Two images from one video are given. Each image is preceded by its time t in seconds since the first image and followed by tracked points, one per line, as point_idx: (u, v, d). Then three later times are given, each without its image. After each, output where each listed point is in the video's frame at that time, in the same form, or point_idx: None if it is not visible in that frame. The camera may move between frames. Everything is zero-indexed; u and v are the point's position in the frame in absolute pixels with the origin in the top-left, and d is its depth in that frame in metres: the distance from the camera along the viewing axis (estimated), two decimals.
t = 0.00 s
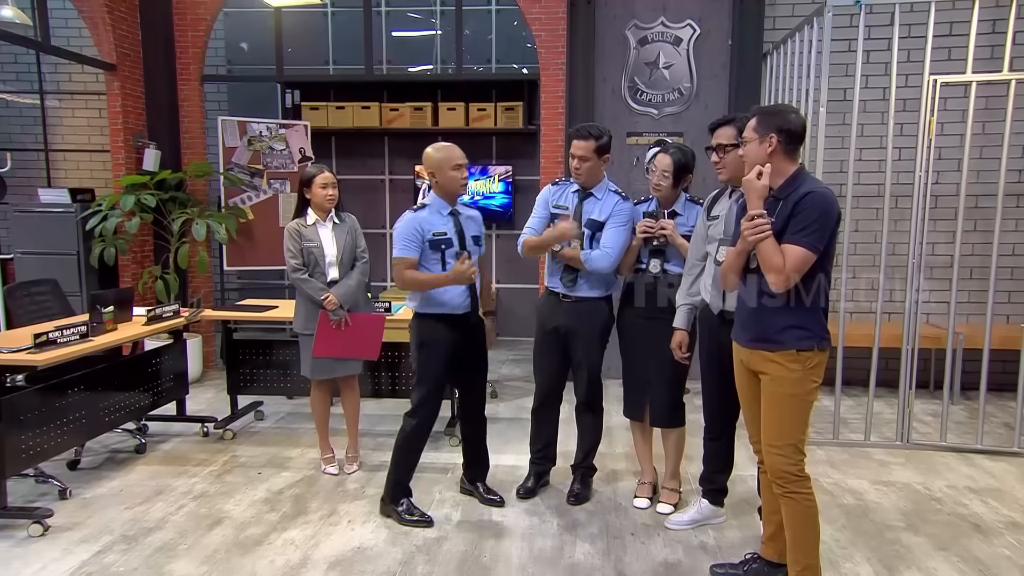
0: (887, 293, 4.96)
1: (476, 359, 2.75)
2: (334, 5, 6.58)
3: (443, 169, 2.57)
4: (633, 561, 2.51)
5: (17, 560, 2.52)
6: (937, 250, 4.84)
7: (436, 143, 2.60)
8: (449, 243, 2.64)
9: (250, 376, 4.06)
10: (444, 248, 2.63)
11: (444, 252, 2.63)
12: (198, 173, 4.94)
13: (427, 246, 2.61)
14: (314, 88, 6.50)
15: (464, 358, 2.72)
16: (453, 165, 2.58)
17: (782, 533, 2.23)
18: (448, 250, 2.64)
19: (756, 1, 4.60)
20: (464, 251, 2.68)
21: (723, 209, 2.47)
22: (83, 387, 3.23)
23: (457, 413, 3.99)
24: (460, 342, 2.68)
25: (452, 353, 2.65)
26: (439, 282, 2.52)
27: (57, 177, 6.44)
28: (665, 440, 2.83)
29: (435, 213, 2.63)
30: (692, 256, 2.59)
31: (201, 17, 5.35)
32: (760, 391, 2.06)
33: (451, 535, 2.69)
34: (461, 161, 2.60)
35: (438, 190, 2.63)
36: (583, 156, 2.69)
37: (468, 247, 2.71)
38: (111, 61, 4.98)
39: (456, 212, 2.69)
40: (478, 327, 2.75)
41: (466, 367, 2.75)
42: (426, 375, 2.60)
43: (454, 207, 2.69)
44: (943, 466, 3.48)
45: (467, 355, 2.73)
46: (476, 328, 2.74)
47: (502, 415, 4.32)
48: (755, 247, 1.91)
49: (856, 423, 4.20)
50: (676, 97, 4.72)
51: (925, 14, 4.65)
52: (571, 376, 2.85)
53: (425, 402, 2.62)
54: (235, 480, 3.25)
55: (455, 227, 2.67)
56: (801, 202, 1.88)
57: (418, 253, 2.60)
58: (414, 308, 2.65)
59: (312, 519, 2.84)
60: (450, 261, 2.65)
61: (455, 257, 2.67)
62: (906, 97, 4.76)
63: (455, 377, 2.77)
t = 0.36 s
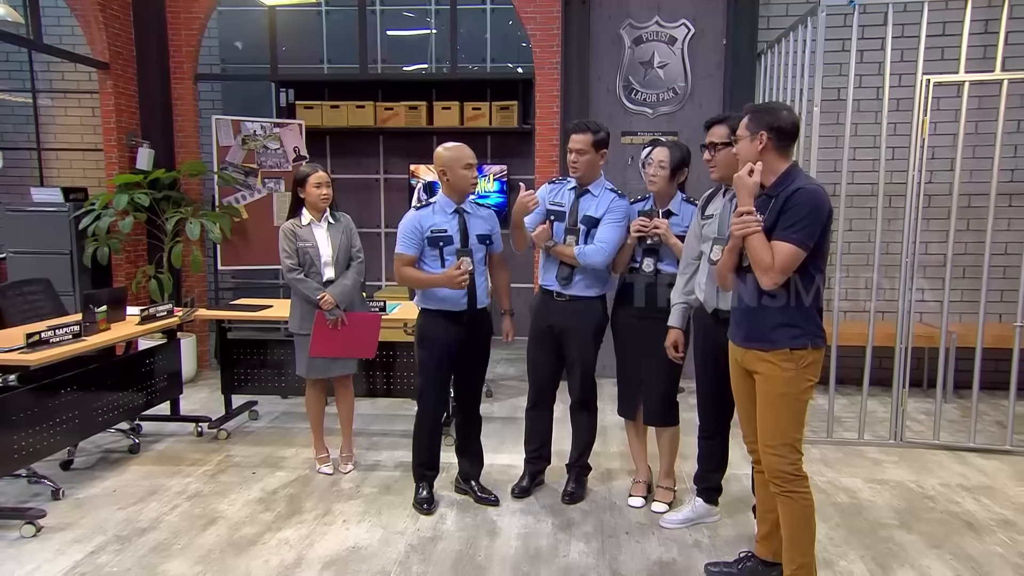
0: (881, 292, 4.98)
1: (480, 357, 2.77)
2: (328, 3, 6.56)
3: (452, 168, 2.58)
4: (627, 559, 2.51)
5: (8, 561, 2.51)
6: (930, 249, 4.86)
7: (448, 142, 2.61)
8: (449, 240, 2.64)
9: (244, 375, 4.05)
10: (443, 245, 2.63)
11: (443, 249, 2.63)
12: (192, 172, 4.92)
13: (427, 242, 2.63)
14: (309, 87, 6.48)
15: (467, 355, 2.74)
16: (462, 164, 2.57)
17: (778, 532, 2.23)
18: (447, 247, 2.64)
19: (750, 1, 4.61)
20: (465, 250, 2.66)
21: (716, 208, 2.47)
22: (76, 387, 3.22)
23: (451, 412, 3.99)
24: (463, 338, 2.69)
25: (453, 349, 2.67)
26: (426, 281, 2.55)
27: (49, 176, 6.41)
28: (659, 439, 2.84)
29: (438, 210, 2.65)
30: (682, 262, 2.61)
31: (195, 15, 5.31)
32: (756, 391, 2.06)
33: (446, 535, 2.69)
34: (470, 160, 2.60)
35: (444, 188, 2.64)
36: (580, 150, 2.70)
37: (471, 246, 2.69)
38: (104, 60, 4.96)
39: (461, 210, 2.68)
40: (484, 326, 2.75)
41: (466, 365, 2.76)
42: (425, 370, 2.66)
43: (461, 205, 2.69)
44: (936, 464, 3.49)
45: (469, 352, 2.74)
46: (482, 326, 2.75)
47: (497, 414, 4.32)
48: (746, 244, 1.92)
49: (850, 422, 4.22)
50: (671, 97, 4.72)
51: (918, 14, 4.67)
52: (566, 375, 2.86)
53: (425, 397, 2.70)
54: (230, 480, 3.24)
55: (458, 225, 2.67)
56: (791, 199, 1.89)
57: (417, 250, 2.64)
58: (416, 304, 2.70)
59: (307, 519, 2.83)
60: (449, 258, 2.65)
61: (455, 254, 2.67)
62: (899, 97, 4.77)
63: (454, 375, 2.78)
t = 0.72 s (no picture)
0: (875, 291, 4.99)
1: (470, 358, 2.77)
2: (323, 3, 6.55)
3: (443, 167, 2.58)
4: (622, 559, 2.51)
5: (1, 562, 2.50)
6: (923, 249, 4.88)
7: (438, 141, 2.61)
8: (438, 238, 2.64)
9: (239, 376, 4.04)
10: (433, 243, 2.63)
11: (433, 247, 2.64)
12: (186, 172, 4.91)
13: (417, 240, 2.63)
14: (304, 87, 6.48)
15: (458, 355, 2.74)
16: (451, 164, 2.58)
17: (771, 532, 2.24)
18: (436, 246, 2.64)
19: (744, 1, 4.61)
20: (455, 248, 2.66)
21: (710, 207, 2.48)
22: (69, 387, 3.20)
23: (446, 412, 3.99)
24: (455, 338, 2.69)
25: (443, 348, 2.67)
26: (416, 280, 2.57)
27: (42, 176, 6.37)
28: (654, 438, 2.84)
29: (427, 209, 2.65)
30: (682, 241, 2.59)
31: (189, 14, 5.30)
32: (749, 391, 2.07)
33: (440, 535, 2.69)
34: (460, 159, 2.61)
35: (434, 186, 2.65)
36: (576, 142, 2.71)
37: (461, 244, 2.69)
38: (98, 59, 4.94)
39: (451, 209, 2.68)
40: (474, 328, 2.74)
41: (457, 365, 2.76)
42: (416, 369, 2.66)
43: (451, 204, 2.69)
44: (929, 463, 3.51)
45: (459, 353, 2.74)
46: (472, 328, 2.75)
47: (492, 414, 4.32)
48: (743, 246, 1.92)
49: (844, 421, 4.23)
50: (666, 97, 4.73)
51: (912, 15, 4.69)
52: (561, 375, 2.86)
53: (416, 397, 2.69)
54: (224, 481, 3.23)
55: (447, 223, 2.66)
56: (789, 201, 1.89)
57: (407, 249, 2.64)
58: (408, 303, 2.69)
59: (302, 519, 2.83)
60: (439, 256, 2.66)
61: (444, 253, 2.67)
62: (893, 97, 4.79)
63: (446, 374, 2.78)
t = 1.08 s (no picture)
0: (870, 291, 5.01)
1: (461, 358, 2.77)
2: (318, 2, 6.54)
3: (431, 166, 2.58)
4: (617, 558, 2.51)
5: None
6: (917, 249, 4.90)
7: (426, 140, 2.61)
8: (429, 238, 2.64)
9: (234, 375, 4.03)
10: (424, 243, 2.63)
11: (424, 247, 2.63)
12: (181, 171, 4.89)
13: (407, 240, 2.62)
14: (299, 85, 6.47)
15: (449, 355, 2.74)
16: (440, 163, 2.58)
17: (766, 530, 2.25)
18: (428, 245, 2.64)
19: None
20: (446, 248, 2.66)
21: (706, 205, 2.48)
22: (63, 387, 3.19)
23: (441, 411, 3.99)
24: (447, 336, 2.69)
25: (436, 347, 2.67)
26: (408, 280, 2.56)
27: (35, 175, 6.34)
28: (649, 437, 2.84)
29: (417, 209, 2.65)
30: (667, 236, 2.60)
31: (183, 13, 5.29)
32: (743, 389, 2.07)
33: (436, 534, 2.69)
34: (448, 158, 2.61)
35: (424, 185, 2.64)
36: (571, 141, 2.71)
37: (452, 243, 2.69)
38: (91, 57, 4.92)
39: (440, 209, 2.69)
40: (465, 327, 2.75)
41: (449, 364, 2.76)
42: (407, 368, 2.66)
43: (441, 203, 2.70)
44: (923, 461, 3.52)
45: (450, 352, 2.73)
46: (462, 327, 2.74)
47: (488, 413, 4.32)
48: (735, 245, 1.92)
49: (838, 420, 4.25)
50: (661, 96, 4.73)
51: (906, 14, 4.71)
52: (557, 374, 2.86)
53: (409, 396, 2.69)
54: (219, 480, 3.23)
55: (438, 223, 2.67)
56: (782, 200, 1.90)
57: (398, 249, 2.63)
58: (401, 302, 2.69)
59: (297, 519, 2.82)
60: (430, 256, 2.65)
61: (435, 252, 2.67)
62: (887, 97, 4.81)
63: (438, 373, 2.78)
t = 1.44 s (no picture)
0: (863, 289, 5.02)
1: (454, 356, 2.76)
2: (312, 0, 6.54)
3: (422, 165, 2.58)
4: (612, 557, 2.51)
5: None
6: (910, 247, 4.92)
7: (417, 139, 2.60)
8: (420, 238, 2.63)
9: (228, 375, 4.02)
10: (415, 243, 2.62)
11: (415, 246, 2.62)
12: (174, 170, 4.88)
13: (399, 240, 2.61)
14: (293, 84, 6.46)
15: (441, 354, 2.73)
16: (431, 161, 2.58)
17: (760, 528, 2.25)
18: (419, 245, 2.63)
19: None
20: (438, 247, 2.65)
21: (699, 204, 2.48)
22: (55, 387, 3.18)
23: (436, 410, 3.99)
24: (439, 335, 2.69)
25: (428, 346, 2.67)
26: (399, 280, 2.56)
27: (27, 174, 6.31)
28: (644, 435, 2.84)
29: (409, 208, 2.65)
30: (663, 237, 2.61)
31: (176, 11, 5.27)
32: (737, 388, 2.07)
33: (430, 533, 2.68)
34: (439, 157, 2.60)
35: (415, 185, 2.64)
36: (566, 140, 2.71)
37: (443, 243, 2.69)
38: (84, 55, 4.90)
39: (432, 208, 2.68)
40: (457, 327, 2.74)
41: (442, 363, 2.75)
42: (400, 367, 2.66)
43: (432, 202, 2.69)
44: (916, 460, 3.53)
45: (443, 352, 2.73)
46: (454, 326, 2.74)
47: (482, 412, 4.32)
48: (728, 244, 1.93)
49: (832, 418, 4.27)
50: (655, 95, 4.74)
51: (898, 14, 4.73)
52: (552, 373, 2.86)
53: (401, 394, 2.69)
54: (213, 480, 3.22)
55: (430, 223, 2.66)
56: (774, 199, 1.90)
57: (390, 249, 2.63)
58: (394, 301, 2.68)
59: (291, 519, 2.82)
60: (422, 256, 2.64)
61: (427, 252, 2.66)
62: (880, 96, 4.83)
63: (431, 372, 2.77)
